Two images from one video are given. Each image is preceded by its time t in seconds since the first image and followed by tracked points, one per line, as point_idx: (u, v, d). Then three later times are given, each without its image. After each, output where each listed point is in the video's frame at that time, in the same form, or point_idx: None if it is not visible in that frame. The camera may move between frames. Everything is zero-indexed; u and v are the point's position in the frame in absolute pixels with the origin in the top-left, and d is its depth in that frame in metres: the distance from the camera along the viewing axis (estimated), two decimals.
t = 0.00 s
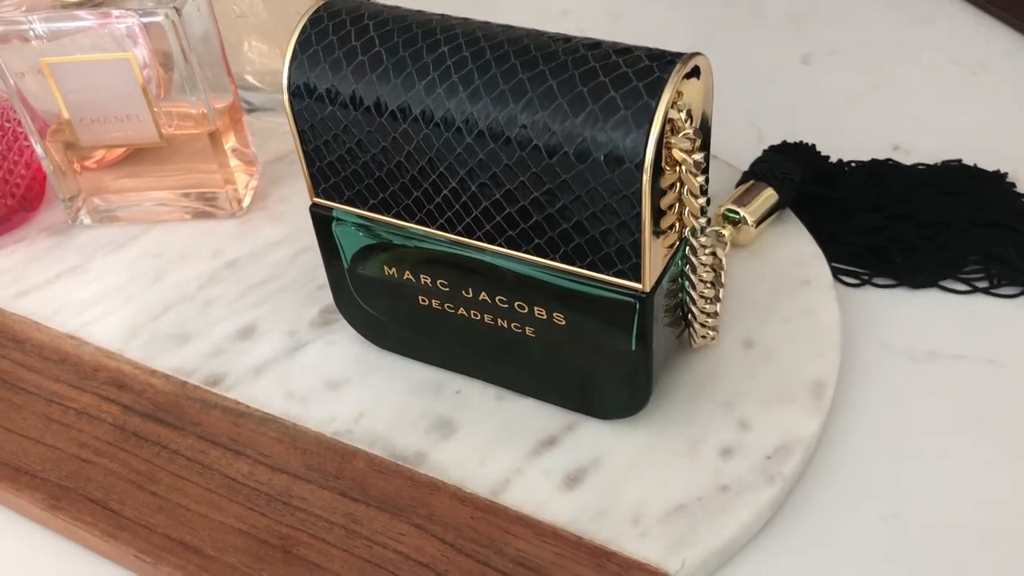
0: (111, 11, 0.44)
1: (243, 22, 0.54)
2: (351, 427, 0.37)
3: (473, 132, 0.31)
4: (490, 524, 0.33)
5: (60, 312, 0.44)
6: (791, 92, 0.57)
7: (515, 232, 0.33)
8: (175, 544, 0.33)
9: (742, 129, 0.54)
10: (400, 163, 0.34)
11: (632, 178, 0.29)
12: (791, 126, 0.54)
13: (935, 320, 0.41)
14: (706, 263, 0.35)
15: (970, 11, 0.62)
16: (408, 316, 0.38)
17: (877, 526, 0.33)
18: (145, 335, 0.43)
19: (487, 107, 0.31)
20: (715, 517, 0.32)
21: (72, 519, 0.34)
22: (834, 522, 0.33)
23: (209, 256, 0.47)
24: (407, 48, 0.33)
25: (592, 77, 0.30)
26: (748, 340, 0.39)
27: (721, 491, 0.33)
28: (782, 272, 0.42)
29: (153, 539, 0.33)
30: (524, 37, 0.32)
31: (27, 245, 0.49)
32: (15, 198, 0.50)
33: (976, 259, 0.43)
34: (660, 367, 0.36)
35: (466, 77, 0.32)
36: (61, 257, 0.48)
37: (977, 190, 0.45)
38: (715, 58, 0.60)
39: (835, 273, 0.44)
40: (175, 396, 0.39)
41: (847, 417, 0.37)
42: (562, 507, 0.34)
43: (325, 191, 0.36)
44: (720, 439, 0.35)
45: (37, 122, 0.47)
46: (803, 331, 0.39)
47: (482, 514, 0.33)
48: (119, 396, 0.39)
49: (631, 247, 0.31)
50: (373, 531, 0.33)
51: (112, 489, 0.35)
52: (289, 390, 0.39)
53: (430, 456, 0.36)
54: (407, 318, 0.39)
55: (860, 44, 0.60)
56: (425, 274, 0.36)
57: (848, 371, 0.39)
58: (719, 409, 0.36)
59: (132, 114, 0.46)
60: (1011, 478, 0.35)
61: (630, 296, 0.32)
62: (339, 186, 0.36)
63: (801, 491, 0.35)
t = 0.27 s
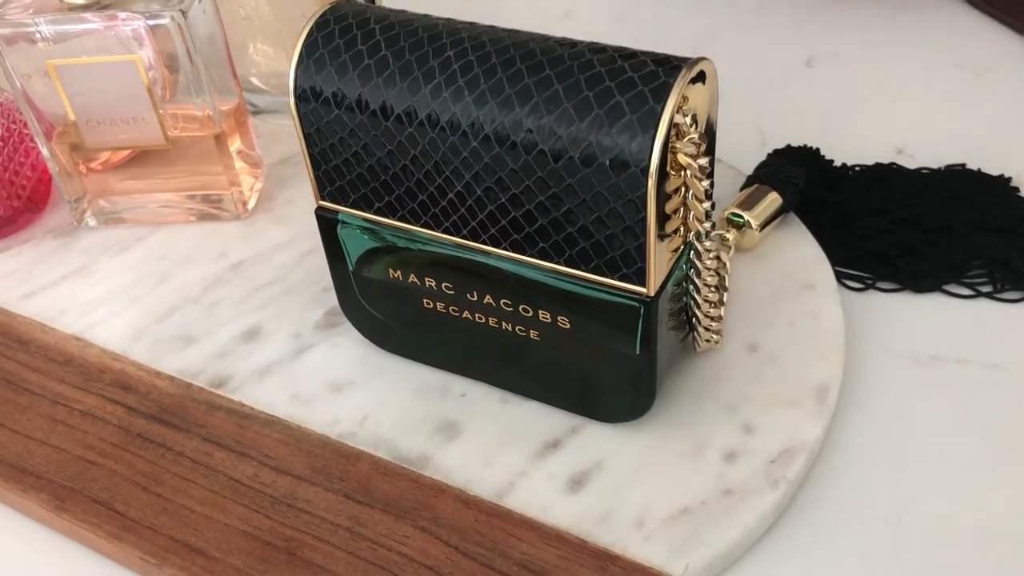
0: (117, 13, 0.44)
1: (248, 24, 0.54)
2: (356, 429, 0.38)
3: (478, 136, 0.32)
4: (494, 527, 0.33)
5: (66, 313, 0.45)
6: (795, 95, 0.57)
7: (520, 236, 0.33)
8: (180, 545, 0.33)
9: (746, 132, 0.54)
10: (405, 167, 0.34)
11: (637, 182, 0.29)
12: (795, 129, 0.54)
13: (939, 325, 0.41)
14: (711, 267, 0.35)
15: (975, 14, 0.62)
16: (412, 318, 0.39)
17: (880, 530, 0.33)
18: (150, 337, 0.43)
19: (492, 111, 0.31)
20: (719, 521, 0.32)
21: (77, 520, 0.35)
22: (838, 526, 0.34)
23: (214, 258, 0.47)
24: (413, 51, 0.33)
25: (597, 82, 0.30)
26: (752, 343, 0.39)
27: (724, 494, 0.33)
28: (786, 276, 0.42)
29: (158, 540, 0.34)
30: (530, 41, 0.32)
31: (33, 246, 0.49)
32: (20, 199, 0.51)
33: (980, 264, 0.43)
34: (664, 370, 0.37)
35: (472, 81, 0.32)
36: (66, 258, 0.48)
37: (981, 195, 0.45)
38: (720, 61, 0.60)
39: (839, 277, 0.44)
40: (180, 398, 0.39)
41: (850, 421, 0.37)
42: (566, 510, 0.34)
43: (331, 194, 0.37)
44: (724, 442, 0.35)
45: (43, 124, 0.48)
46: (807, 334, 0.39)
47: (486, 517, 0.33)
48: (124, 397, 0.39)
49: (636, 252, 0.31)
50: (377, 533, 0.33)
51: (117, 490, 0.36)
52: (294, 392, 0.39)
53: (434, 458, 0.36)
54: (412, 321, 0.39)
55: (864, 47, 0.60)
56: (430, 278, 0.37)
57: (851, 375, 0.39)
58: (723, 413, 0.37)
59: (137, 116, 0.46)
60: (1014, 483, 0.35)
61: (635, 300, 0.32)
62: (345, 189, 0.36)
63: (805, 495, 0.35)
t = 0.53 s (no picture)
0: (120, 17, 0.44)
1: (251, 27, 0.54)
2: (358, 432, 0.38)
3: (480, 140, 0.32)
4: (496, 530, 0.33)
5: (69, 315, 0.45)
6: (797, 98, 0.57)
7: (521, 240, 0.33)
8: (182, 548, 0.33)
9: (748, 135, 0.54)
10: (407, 170, 0.34)
11: (639, 187, 0.30)
12: (797, 133, 0.54)
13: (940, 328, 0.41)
14: (712, 270, 0.35)
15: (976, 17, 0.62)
16: (414, 321, 0.39)
17: (882, 533, 0.33)
18: (153, 339, 0.43)
19: (494, 115, 0.31)
20: (721, 524, 0.33)
21: (80, 523, 0.35)
22: (839, 530, 0.34)
23: (217, 261, 0.48)
24: (415, 56, 0.33)
25: (599, 86, 0.30)
26: (754, 347, 0.39)
27: (726, 498, 0.33)
28: (788, 279, 0.42)
29: (161, 542, 0.34)
30: (532, 46, 0.32)
31: (36, 248, 0.50)
32: (24, 201, 0.51)
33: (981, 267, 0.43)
34: (666, 374, 0.37)
35: (474, 86, 0.32)
36: (69, 260, 0.48)
37: (982, 198, 0.45)
38: (721, 65, 0.61)
39: (841, 280, 0.44)
40: (183, 401, 0.39)
41: (852, 425, 0.37)
42: (567, 513, 0.34)
43: (333, 197, 0.37)
44: (725, 446, 0.35)
45: (46, 126, 0.48)
46: (808, 338, 0.39)
47: (488, 519, 0.33)
48: (127, 400, 0.39)
49: (637, 255, 0.31)
50: (379, 535, 0.33)
51: (120, 493, 0.36)
52: (297, 395, 0.39)
53: (436, 461, 0.36)
54: (414, 324, 0.39)
55: (866, 50, 0.60)
56: (432, 281, 0.37)
57: (853, 379, 0.39)
58: (725, 416, 0.37)
59: (140, 119, 0.46)
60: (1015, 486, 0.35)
61: (636, 304, 0.32)
62: (347, 193, 0.36)
63: (806, 498, 0.35)
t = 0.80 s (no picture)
0: (124, 16, 0.44)
1: (255, 27, 0.54)
2: (362, 431, 0.38)
3: (485, 139, 0.32)
4: (501, 529, 0.33)
5: (73, 315, 0.45)
6: (801, 98, 0.57)
7: (526, 238, 0.33)
8: (187, 547, 0.33)
9: (751, 134, 0.54)
10: (412, 169, 0.34)
11: (644, 185, 0.30)
12: (800, 132, 0.54)
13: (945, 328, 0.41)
14: (717, 269, 0.35)
15: (980, 17, 0.62)
16: (419, 321, 0.39)
17: (886, 532, 0.33)
18: (157, 338, 0.43)
19: (499, 114, 0.31)
20: (726, 523, 0.32)
21: (85, 522, 0.35)
22: (844, 529, 0.34)
23: (220, 260, 0.48)
24: (420, 55, 0.33)
25: (604, 85, 0.30)
26: (758, 346, 0.39)
27: (730, 497, 0.33)
28: (792, 278, 0.42)
29: (165, 542, 0.34)
30: (537, 45, 0.32)
31: (40, 248, 0.50)
32: (27, 201, 0.51)
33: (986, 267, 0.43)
34: (670, 373, 0.37)
35: (479, 85, 0.32)
36: (73, 260, 0.49)
37: (987, 197, 0.45)
38: (725, 64, 0.60)
39: (845, 279, 0.44)
40: (187, 400, 0.39)
41: (856, 424, 0.37)
42: (572, 512, 0.34)
43: (338, 197, 0.37)
44: (730, 445, 0.35)
45: (50, 126, 0.48)
46: (813, 337, 0.39)
47: (493, 519, 0.33)
48: (131, 399, 0.39)
49: (642, 254, 0.31)
50: (384, 535, 0.33)
51: (125, 492, 0.36)
52: (301, 394, 0.39)
53: (440, 461, 0.36)
54: (418, 323, 0.39)
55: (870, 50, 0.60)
56: (436, 280, 0.37)
57: (857, 378, 0.39)
58: (730, 415, 0.37)
59: (144, 118, 0.46)
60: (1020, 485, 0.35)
61: (641, 302, 0.32)
62: (352, 192, 0.36)
63: (811, 498, 0.35)
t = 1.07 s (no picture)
0: (122, 16, 0.44)
1: (253, 27, 0.54)
2: (360, 431, 0.38)
3: (482, 139, 0.32)
4: (499, 529, 0.33)
5: (71, 316, 0.45)
6: (799, 97, 0.57)
7: (524, 238, 0.33)
8: (185, 548, 0.33)
9: (750, 134, 0.54)
10: (409, 169, 0.34)
11: (641, 184, 0.29)
12: (799, 131, 0.54)
13: (944, 327, 0.41)
14: (715, 269, 0.35)
15: (979, 16, 0.62)
16: (417, 321, 0.39)
17: (885, 532, 0.33)
18: (155, 339, 0.43)
19: (496, 113, 0.31)
20: (724, 523, 0.32)
21: (82, 523, 0.35)
22: (843, 529, 0.33)
23: (219, 261, 0.47)
24: (417, 54, 0.33)
25: (601, 84, 0.30)
26: (757, 345, 0.39)
27: (729, 496, 0.33)
28: (791, 278, 0.42)
29: (163, 543, 0.34)
30: (533, 44, 0.32)
31: (39, 249, 0.50)
32: (26, 202, 0.51)
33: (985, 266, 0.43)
34: (668, 372, 0.36)
35: (476, 84, 0.32)
36: (72, 261, 0.49)
37: (986, 196, 0.45)
38: (724, 64, 0.60)
39: (843, 279, 0.44)
40: (185, 401, 0.39)
41: (855, 424, 0.37)
42: (570, 512, 0.34)
43: (335, 197, 0.37)
44: (728, 445, 0.35)
45: (48, 127, 0.48)
46: (811, 336, 0.39)
47: (491, 519, 0.33)
48: (130, 400, 0.39)
49: (640, 254, 0.31)
50: (382, 535, 0.33)
51: (123, 493, 0.36)
52: (299, 394, 0.39)
53: (438, 461, 0.36)
54: (416, 323, 0.39)
55: (869, 49, 0.60)
56: (434, 280, 0.37)
57: (856, 378, 0.39)
58: (728, 415, 0.37)
59: (143, 119, 0.46)
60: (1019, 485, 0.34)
61: (639, 302, 0.32)
62: (350, 192, 0.36)
63: (809, 497, 0.35)
